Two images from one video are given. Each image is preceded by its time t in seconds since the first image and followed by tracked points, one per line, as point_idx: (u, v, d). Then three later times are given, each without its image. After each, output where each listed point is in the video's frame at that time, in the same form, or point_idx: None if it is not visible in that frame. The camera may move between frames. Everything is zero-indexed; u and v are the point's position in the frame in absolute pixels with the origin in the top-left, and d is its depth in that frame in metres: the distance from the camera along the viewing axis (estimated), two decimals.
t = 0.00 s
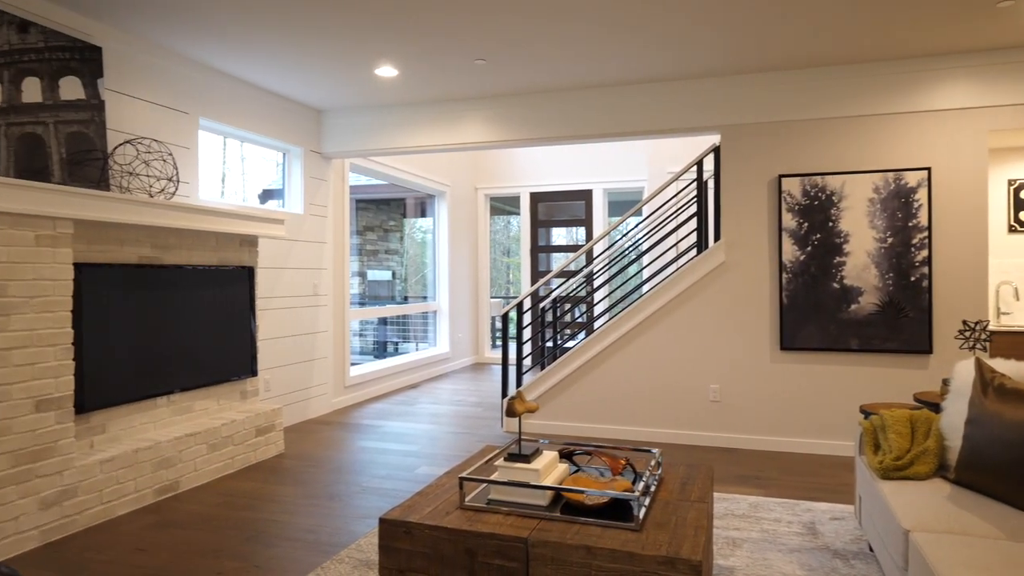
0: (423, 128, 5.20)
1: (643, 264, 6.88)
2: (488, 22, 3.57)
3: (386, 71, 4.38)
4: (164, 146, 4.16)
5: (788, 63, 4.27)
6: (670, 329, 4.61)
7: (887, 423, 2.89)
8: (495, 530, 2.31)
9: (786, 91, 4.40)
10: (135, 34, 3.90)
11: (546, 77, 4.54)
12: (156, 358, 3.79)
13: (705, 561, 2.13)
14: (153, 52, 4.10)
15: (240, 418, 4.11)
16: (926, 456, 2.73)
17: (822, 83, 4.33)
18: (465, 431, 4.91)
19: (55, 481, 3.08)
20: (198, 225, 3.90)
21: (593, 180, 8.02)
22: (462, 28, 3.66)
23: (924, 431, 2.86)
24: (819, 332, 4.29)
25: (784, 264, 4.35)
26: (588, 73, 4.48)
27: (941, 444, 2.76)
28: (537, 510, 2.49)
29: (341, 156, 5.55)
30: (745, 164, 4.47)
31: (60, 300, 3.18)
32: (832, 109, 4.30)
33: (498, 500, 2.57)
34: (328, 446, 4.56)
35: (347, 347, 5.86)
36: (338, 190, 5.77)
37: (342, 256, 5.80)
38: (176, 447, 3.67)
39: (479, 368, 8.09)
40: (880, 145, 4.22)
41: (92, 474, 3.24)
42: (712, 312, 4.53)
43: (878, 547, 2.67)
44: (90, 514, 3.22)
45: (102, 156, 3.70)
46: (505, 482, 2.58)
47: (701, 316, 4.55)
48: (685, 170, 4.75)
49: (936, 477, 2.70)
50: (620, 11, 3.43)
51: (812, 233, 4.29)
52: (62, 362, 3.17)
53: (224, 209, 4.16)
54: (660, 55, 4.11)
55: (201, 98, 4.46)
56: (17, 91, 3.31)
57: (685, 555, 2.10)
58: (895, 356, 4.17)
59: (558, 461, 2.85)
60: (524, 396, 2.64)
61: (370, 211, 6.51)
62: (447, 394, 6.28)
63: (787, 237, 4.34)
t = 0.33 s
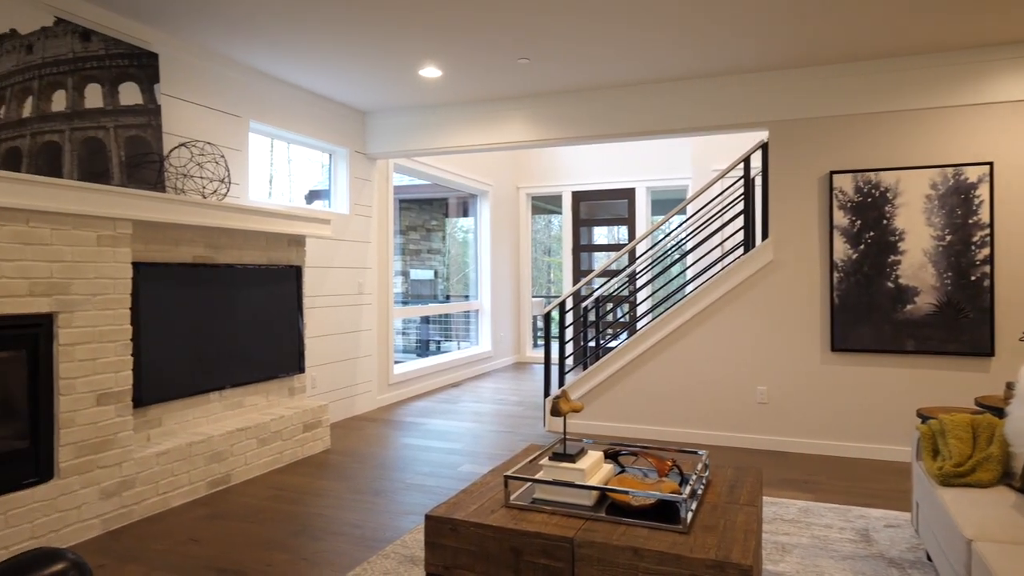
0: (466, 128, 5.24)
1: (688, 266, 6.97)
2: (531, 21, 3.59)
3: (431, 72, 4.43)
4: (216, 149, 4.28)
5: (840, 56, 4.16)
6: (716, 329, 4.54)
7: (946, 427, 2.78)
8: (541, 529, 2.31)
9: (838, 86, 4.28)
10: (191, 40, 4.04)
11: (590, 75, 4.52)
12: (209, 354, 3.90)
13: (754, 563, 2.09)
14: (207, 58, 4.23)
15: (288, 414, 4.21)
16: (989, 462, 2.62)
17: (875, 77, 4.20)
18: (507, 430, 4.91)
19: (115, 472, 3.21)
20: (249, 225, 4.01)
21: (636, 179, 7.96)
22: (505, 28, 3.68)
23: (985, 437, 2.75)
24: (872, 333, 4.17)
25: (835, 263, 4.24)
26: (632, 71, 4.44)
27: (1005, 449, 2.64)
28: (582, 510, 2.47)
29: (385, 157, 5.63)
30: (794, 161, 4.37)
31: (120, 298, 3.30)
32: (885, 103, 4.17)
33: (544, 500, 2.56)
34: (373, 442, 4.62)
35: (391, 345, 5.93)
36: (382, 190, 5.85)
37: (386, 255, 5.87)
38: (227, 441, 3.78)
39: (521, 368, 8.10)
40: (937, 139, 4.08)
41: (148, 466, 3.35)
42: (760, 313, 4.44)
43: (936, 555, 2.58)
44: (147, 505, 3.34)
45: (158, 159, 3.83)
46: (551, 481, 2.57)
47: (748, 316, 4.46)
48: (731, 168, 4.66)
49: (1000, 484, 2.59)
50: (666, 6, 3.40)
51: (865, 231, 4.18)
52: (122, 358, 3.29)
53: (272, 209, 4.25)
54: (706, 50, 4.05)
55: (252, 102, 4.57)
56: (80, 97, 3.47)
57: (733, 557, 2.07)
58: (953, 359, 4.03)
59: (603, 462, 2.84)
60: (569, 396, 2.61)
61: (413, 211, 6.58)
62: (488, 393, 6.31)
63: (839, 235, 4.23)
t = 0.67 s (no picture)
0: (508, 128, 5.25)
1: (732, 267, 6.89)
2: (573, 21, 3.58)
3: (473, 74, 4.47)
4: (266, 153, 4.39)
5: (893, 49, 4.03)
6: (763, 331, 4.44)
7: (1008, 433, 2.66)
8: (585, 530, 2.29)
9: (892, 79, 4.15)
10: (243, 48, 4.15)
11: (633, 73, 4.48)
12: (259, 353, 4.00)
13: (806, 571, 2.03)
14: (257, 65, 4.34)
15: (335, 412, 4.29)
16: None
17: (931, 69, 4.06)
18: (550, 430, 4.90)
19: (170, 466, 3.32)
20: (297, 226, 4.09)
21: (680, 178, 7.86)
22: (548, 28, 3.68)
23: None
24: (930, 335, 4.02)
25: (889, 263, 4.12)
26: (676, 68, 4.39)
27: None
28: (627, 512, 2.45)
29: (428, 158, 5.69)
30: (845, 158, 4.26)
31: (176, 298, 3.41)
32: (943, 97, 4.02)
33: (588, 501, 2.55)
34: (416, 441, 4.67)
35: (434, 345, 5.99)
36: (425, 192, 5.91)
37: (429, 256, 5.93)
38: (277, 438, 3.87)
39: (562, 368, 8.07)
40: (999, 133, 3.91)
41: (202, 460, 3.46)
42: (809, 314, 4.33)
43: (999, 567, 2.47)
44: (200, 498, 3.44)
45: (211, 163, 3.95)
46: (595, 482, 2.55)
47: (797, 317, 4.36)
48: (779, 166, 4.55)
49: None
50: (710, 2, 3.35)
51: (921, 229, 4.04)
52: (178, 356, 3.40)
53: (318, 211, 4.34)
54: (752, 46, 3.98)
55: (300, 106, 4.68)
56: (138, 104, 3.60)
57: (784, 564, 2.02)
58: (1016, 362, 3.86)
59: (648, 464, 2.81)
60: (613, 396, 2.58)
61: (455, 212, 6.63)
62: (531, 393, 6.31)
63: (893, 234, 4.10)
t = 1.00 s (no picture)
0: (553, 128, 5.25)
1: (780, 266, 6.77)
2: (619, 20, 3.57)
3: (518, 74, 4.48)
4: (315, 155, 4.48)
5: (953, 41, 3.88)
6: (814, 332, 4.33)
7: None
8: (632, 532, 2.28)
9: (953, 72, 3.99)
10: (294, 53, 4.27)
11: (679, 71, 4.43)
12: (308, 351, 4.09)
13: None
14: (307, 69, 4.44)
15: (381, 409, 4.36)
16: None
17: (995, 62, 3.89)
18: (593, 431, 4.88)
19: (225, 460, 3.42)
20: (346, 226, 4.17)
21: (727, 177, 7.73)
22: (593, 27, 3.67)
23: None
24: (994, 338, 3.88)
25: (949, 263, 3.98)
26: (725, 65, 4.32)
27: None
28: (675, 515, 2.42)
29: (473, 159, 5.73)
30: (902, 155, 4.13)
31: (230, 297, 3.52)
32: (1008, 89, 3.85)
33: (635, 503, 2.52)
34: (461, 440, 4.71)
35: (478, 344, 6.02)
36: (470, 192, 5.96)
37: (473, 256, 5.96)
38: (326, 434, 3.95)
39: (606, 369, 8.03)
40: None
41: (254, 455, 3.56)
42: (863, 315, 4.21)
43: None
44: (253, 492, 3.54)
45: (263, 166, 4.05)
46: (643, 484, 2.53)
47: (851, 318, 4.24)
48: (832, 163, 4.43)
49: None
50: None
51: (984, 228, 3.89)
52: (232, 353, 3.50)
53: (365, 212, 4.41)
54: (802, 41, 3.89)
55: (348, 109, 4.77)
56: (195, 109, 3.73)
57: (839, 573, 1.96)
58: None
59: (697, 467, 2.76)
60: (661, 398, 2.54)
61: (499, 212, 6.65)
62: (574, 394, 6.29)
63: (953, 233, 3.96)
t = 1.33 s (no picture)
0: (590, 127, 5.23)
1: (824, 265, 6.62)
2: (658, 17, 3.54)
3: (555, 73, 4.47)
4: (355, 157, 4.55)
5: (1008, 31, 3.75)
6: (861, 333, 4.22)
7: None
8: (673, 534, 2.25)
9: (1011, 63, 3.84)
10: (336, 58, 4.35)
11: (720, 67, 4.37)
12: (348, 350, 4.16)
13: None
14: (348, 73, 4.52)
15: (420, 408, 4.41)
16: None
17: None
18: (631, 432, 4.84)
19: (269, 456, 3.50)
20: (385, 227, 4.23)
21: (768, 175, 7.59)
22: (631, 25, 3.64)
23: None
24: None
25: (1003, 261, 3.85)
26: (767, 60, 4.24)
27: None
28: (715, 518, 2.38)
29: (510, 159, 5.75)
30: (953, 150, 4.00)
31: (274, 297, 3.60)
32: None
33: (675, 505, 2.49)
34: (499, 439, 4.73)
35: (515, 344, 6.04)
36: (507, 192, 5.97)
37: (510, 256, 5.97)
38: (366, 432, 4.01)
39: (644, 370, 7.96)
40: None
41: (297, 452, 3.63)
42: (911, 316, 4.09)
43: None
44: (295, 488, 3.62)
45: (305, 168, 4.14)
46: (683, 486, 2.49)
47: (899, 319, 4.12)
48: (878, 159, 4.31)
49: None
50: None
51: None
52: (275, 352, 3.58)
53: (403, 213, 4.46)
54: (847, 34, 3.80)
55: (388, 112, 4.83)
56: (240, 114, 3.82)
57: None
58: None
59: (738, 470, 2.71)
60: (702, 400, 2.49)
61: (536, 211, 6.66)
62: (612, 394, 6.26)
63: (1007, 231, 3.83)
